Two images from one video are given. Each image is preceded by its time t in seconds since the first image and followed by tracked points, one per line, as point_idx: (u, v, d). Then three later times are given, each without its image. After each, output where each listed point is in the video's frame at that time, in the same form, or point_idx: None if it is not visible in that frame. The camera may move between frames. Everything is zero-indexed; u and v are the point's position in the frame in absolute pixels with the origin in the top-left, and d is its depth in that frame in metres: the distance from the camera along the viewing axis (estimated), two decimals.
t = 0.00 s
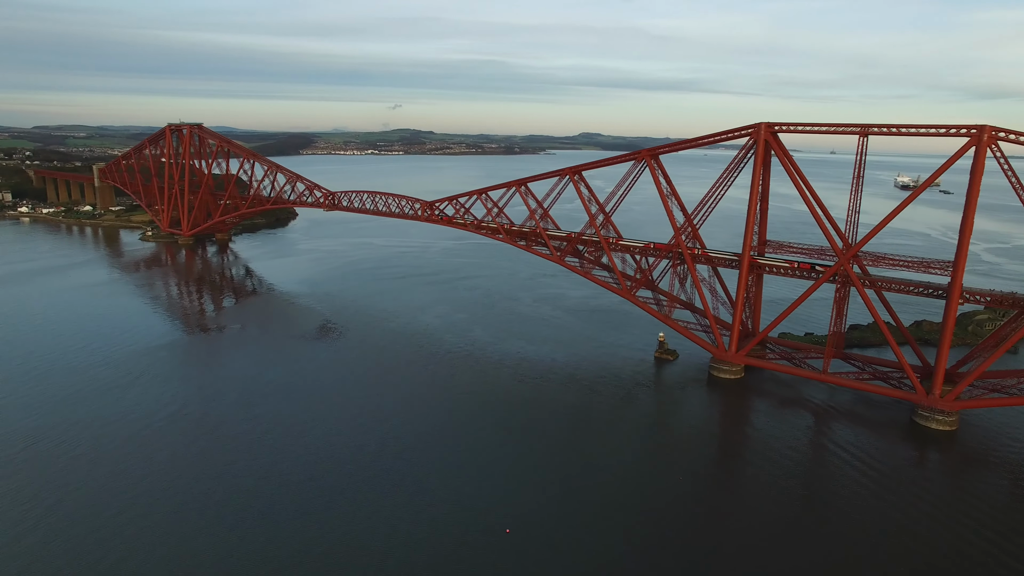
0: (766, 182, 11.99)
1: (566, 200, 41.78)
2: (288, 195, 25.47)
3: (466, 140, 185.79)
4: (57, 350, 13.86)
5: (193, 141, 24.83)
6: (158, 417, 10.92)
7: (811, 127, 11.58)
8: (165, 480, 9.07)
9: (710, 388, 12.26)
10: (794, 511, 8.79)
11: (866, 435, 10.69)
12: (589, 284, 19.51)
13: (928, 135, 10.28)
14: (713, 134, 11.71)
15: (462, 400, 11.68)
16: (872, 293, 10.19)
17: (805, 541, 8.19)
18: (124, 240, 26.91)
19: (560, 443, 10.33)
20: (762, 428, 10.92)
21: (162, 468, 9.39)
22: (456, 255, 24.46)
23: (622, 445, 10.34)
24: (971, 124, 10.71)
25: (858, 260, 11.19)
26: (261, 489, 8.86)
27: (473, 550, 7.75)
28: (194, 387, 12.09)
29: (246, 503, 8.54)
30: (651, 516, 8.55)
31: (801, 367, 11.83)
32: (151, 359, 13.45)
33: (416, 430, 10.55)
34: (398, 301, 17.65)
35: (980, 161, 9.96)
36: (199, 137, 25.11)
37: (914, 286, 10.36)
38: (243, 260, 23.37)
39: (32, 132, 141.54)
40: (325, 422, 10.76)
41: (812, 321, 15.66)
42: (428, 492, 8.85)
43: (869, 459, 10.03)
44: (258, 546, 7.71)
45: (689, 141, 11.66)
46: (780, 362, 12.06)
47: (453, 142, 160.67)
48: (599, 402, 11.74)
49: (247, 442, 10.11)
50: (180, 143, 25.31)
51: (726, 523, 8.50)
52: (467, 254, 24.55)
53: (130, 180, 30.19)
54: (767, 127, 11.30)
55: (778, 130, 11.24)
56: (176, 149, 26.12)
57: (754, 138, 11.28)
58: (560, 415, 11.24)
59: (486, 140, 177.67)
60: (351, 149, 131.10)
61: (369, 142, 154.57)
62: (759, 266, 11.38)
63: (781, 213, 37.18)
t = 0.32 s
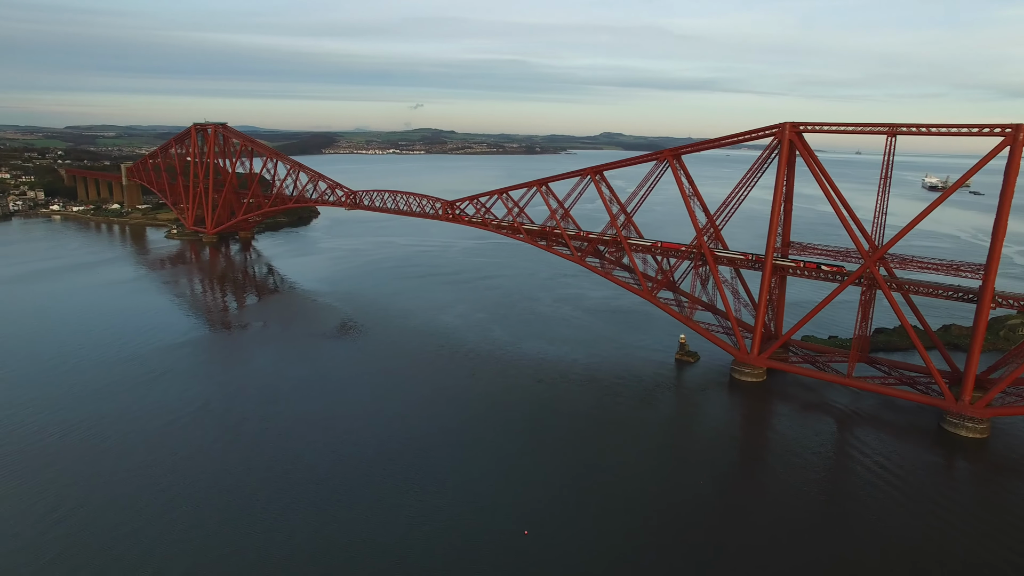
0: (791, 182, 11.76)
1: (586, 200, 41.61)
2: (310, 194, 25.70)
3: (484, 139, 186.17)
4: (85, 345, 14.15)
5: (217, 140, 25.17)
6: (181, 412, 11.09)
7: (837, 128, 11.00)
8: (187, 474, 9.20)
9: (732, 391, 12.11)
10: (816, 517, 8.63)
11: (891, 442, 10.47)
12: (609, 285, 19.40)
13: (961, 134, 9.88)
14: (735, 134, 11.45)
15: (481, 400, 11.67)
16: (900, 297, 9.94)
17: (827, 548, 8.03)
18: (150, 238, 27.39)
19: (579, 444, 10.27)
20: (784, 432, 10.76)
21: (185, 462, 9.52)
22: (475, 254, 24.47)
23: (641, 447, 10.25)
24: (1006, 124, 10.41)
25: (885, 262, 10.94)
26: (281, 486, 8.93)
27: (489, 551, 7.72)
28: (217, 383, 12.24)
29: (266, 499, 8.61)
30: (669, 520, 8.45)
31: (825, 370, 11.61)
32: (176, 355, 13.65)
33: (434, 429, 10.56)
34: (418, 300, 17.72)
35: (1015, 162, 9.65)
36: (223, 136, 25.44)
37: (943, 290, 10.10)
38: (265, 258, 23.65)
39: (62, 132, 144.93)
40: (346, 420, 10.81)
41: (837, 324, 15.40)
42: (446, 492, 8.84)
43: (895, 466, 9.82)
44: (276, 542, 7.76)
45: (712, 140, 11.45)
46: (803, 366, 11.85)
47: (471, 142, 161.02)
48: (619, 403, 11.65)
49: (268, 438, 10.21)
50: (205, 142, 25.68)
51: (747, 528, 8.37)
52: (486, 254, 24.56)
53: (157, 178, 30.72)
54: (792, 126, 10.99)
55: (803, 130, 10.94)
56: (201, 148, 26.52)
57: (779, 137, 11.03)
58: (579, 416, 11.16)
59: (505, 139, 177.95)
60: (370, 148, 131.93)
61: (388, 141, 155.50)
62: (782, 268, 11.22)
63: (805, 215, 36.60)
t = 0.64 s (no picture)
0: (814, 183, 11.46)
1: (606, 201, 41.42)
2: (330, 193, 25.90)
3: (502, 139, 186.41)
4: (110, 341, 14.40)
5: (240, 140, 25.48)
6: (201, 409, 11.22)
7: (862, 128, 10.38)
8: (207, 470, 9.30)
9: (752, 395, 11.94)
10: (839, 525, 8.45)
11: (916, 449, 10.24)
12: (629, 286, 19.28)
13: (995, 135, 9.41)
14: (757, 134, 11.20)
15: (498, 401, 11.65)
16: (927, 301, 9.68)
17: (850, 557, 7.85)
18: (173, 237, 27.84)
19: (595, 446, 10.19)
20: (806, 438, 10.58)
21: (204, 459, 9.62)
22: (493, 254, 24.48)
23: (660, 450, 10.15)
24: None
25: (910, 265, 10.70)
26: (297, 484, 8.98)
27: (505, 553, 7.67)
28: (237, 381, 12.37)
29: (282, 497, 8.66)
30: (686, 524, 8.35)
31: (848, 374, 11.40)
32: (198, 352, 13.82)
33: (451, 430, 10.54)
34: (437, 299, 17.76)
35: None
36: (246, 136, 25.74)
37: (972, 294, 9.86)
38: (285, 257, 23.90)
39: (88, 132, 147.90)
40: (363, 419, 10.84)
41: (861, 328, 15.15)
42: (463, 492, 8.84)
43: (920, 474, 9.60)
44: (292, 538, 7.81)
45: (734, 141, 11.25)
46: (826, 370, 11.63)
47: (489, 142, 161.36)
48: (637, 405, 11.56)
49: (285, 437, 10.26)
50: (228, 142, 26.01)
51: (767, 535, 8.22)
52: (505, 254, 24.55)
53: (181, 178, 31.20)
54: (817, 126, 10.61)
55: (828, 130, 10.57)
56: (224, 148, 26.87)
57: (803, 138, 10.73)
58: (596, 418, 11.09)
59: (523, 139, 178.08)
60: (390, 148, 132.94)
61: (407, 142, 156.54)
62: (805, 270, 11.04)
63: (829, 216, 36.08)
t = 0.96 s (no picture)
0: (840, 183, 11.20)
1: (627, 201, 41.22)
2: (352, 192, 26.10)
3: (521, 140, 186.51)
4: (137, 338, 14.66)
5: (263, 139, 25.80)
6: (224, 406, 11.36)
7: (892, 128, 10.13)
8: (228, 467, 9.38)
9: (775, 399, 11.78)
10: (866, 534, 8.26)
11: (946, 457, 10.00)
12: (650, 287, 19.15)
13: None
14: (781, 135, 10.99)
15: (518, 401, 11.62)
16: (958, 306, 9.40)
17: (877, 567, 7.67)
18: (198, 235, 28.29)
19: (616, 449, 10.10)
20: (831, 443, 10.39)
21: (227, 455, 9.72)
22: (514, 255, 24.43)
23: (681, 453, 10.03)
24: None
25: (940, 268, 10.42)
26: (318, 481, 9.03)
27: (525, 555, 7.62)
28: (259, 379, 12.50)
29: (302, 495, 8.70)
30: (707, 531, 8.19)
31: (875, 379, 11.15)
32: (221, 350, 14.01)
33: (471, 430, 10.53)
34: (457, 299, 17.80)
35: None
36: (269, 136, 26.05)
37: (1004, 299, 9.58)
38: (308, 256, 24.14)
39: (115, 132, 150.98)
40: (384, 418, 10.88)
41: (888, 332, 14.87)
42: (479, 494, 8.77)
43: (949, 483, 9.37)
44: (311, 537, 7.83)
45: (758, 141, 11.06)
46: (851, 374, 11.41)
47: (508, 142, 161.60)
48: (658, 408, 11.43)
49: (307, 435, 10.33)
50: (252, 141, 26.34)
51: (791, 543, 8.06)
52: (525, 254, 24.52)
53: (206, 177, 31.68)
54: (844, 126, 10.31)
55: (855, 130, 10.29)
56: (248, 147, 27.22)
57: (829, 138, 10.47)
58: (617, 421, 10.97)
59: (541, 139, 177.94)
60: (409, 148, 133.87)
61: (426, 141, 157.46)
62: (830, 273, 10.84)
63: (856, 218, 35.47)
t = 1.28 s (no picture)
0: (865, 184, 10.96)
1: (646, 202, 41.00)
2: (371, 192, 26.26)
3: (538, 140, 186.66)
4: (161, 336, 14.88)
5: (284, 139, 26.07)
6: (244, 404, 11.46)
7: (920, 128, 9.90)
8: (246, 465, 9.43)
9: (798, 404, 11.58)
10: (891, 545, 8.04)
11: (974, 466, 9.73)
12: (670, 289, 18.99)
13: None
14: (805, 135, 10.81)
15: (536, 403, 11.57)
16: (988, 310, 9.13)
17: None
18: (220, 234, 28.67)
19: (635, 452, 9.98)
20: (854, 450, 10.18)
21: (245, 454, 9.77)
22: (531, 255, 24.38)
23: (701, 458, 9.88)
24: None
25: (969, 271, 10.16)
26: (334, 481, 9.04)
27: (542, 559, 7.53)
28: (279, 378, 12.59)
29: (319, 494, 8.71)
30: (730, 539, 8.03)
31: (900, 385, 10.89)
32: (242, 348, 14.15)
33: (488, 431, 10.49)
34: (476, 299, 17.82)
35: None
36: (290, 135, 26.31)
37: None
38: (327, 255, 24.34)
39: (139, 133, 153.81)
40: (402, 418, 10.90)
41: (914, 337, 14.58)
42: (497, 496, 8.71)
43: (978, 493, 9.11)
44: (329, 537, 7.82)
45: (780, 142, 10.90)
46: (875, 379, 11.17)
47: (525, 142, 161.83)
48: (678, 412, 11.29)
49: (325, 434, 10.36)
50: (273, 141, 26.62)
51: (814, 553, 7.86)
52: (544, 255, 24.46)
53: (228, 177, 32.10)
54: (869, 126, 10.08)
55: (881, 130, 10.06)
56: (269, 147, 27.53)
57: (854, 139, 10.25)
58: (637, 424, 10.84)
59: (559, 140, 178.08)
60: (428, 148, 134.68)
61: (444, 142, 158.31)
62: (855, 277, 10.63)
63: (880, 220, 34.88)
